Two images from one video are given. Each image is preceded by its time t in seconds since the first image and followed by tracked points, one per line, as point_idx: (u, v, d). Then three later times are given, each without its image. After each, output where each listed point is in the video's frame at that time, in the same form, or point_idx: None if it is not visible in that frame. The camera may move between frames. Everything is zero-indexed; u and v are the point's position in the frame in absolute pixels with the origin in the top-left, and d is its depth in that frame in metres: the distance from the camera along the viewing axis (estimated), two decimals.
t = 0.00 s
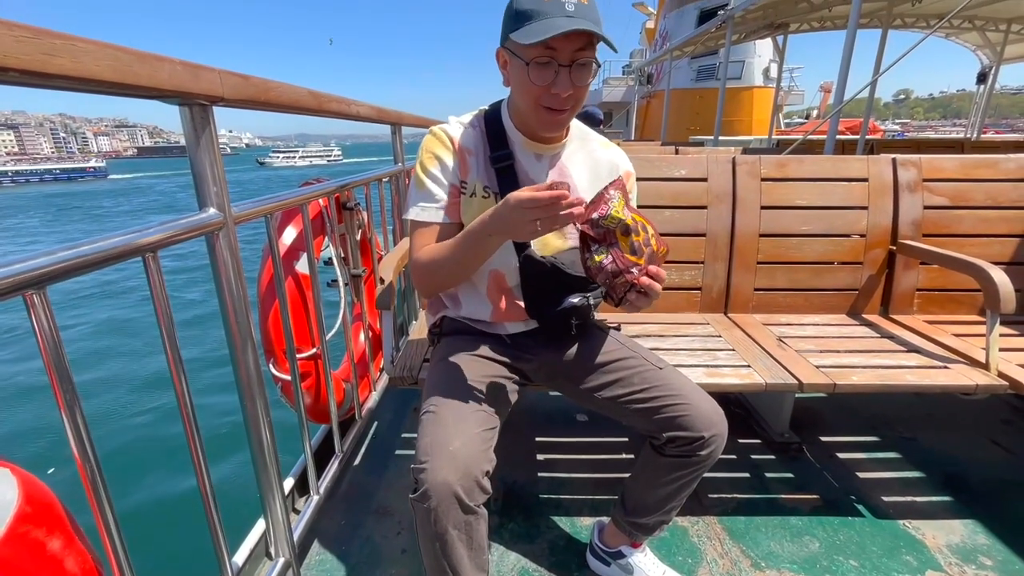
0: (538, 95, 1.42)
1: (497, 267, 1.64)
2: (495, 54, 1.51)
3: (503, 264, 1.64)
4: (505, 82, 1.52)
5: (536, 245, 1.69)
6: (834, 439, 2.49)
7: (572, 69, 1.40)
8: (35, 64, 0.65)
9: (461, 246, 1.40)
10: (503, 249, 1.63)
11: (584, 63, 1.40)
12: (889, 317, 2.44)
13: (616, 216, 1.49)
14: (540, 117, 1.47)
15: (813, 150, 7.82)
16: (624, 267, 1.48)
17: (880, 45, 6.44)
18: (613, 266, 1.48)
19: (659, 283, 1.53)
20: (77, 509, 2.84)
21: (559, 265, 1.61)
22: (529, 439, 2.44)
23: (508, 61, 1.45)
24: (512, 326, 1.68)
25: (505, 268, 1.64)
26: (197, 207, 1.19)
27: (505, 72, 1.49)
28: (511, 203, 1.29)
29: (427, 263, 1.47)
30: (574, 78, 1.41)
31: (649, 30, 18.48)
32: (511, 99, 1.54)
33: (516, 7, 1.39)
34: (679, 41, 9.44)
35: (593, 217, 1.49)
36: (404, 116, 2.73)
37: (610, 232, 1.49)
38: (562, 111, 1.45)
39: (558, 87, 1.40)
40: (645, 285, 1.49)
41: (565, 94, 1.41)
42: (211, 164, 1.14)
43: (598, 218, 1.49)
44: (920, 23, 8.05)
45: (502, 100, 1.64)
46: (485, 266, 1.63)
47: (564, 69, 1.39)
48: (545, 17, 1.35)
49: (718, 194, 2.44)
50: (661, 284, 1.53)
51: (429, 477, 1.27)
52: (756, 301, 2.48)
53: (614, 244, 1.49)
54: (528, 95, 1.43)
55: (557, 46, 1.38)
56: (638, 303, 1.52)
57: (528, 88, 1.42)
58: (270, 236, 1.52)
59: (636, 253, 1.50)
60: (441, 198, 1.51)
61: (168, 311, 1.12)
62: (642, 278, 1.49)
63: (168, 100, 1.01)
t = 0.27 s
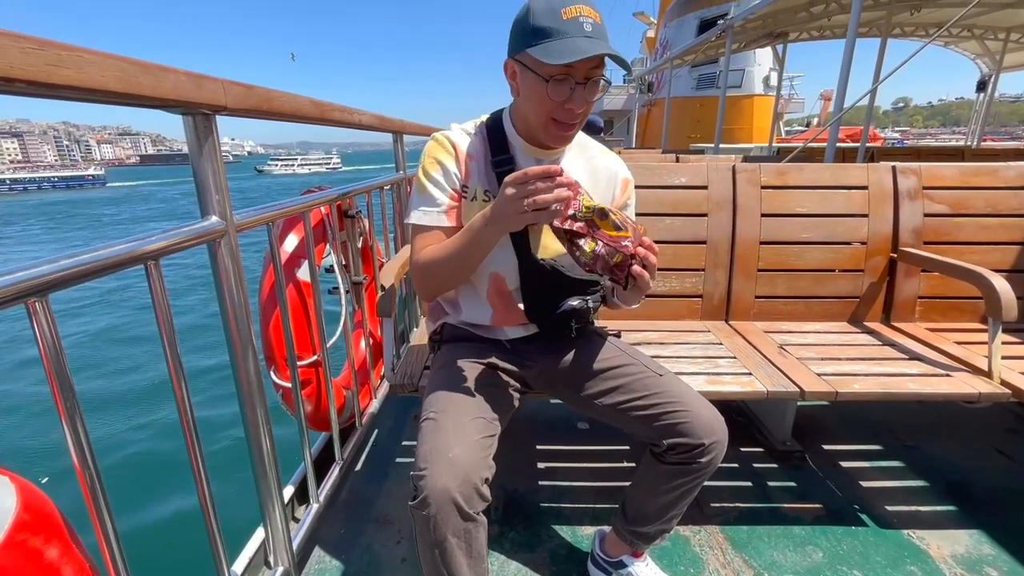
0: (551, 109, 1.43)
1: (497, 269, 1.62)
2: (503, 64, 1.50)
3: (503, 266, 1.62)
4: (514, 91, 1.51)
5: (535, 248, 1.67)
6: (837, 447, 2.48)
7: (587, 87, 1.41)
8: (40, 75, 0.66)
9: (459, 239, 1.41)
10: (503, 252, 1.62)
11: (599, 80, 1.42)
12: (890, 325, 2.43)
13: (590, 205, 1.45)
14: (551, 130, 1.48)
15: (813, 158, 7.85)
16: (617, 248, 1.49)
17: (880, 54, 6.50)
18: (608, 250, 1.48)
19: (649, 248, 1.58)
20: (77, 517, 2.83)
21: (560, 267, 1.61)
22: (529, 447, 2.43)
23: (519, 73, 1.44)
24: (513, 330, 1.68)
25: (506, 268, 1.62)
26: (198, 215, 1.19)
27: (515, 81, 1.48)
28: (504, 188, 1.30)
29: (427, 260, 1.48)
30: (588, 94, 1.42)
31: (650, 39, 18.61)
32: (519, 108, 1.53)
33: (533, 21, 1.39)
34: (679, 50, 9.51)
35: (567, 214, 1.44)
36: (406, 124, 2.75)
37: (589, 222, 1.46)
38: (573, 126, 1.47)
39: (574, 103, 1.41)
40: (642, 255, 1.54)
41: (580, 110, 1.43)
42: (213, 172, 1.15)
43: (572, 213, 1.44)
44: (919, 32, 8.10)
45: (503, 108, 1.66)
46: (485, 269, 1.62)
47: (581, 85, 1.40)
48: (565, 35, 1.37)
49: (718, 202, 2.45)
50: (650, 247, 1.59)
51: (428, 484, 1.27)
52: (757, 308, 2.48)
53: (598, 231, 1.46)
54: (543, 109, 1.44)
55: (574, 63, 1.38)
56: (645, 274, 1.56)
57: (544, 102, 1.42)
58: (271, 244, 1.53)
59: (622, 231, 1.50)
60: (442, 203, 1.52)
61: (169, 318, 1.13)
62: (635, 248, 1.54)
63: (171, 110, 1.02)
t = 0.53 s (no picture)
0: (563, 120, 1.43)
1: (499, 277, 1.63)
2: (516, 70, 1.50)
3: (506, 274, 1.63)
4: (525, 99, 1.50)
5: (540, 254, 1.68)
6: (840, 454, 2.47)
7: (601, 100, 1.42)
8: (48, 81, 0.66)
9: (459, 245, 1.41)
10: (507, 259, 1.62)
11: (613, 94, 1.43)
12: (893, 331, 2.42)
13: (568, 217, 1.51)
14: (561, 141, 1.48)
15: (814, 164, 7.86)
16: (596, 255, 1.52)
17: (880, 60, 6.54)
18: (586, 258, 1.51)
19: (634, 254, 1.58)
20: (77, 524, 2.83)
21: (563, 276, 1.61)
22: (532, 453, 2.42)
23: (532, 80, 1.44)
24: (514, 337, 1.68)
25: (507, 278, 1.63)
26: (202, 220, 1.20)
27: (528, 89, 1.48)
28: (511, 198, 1.30)
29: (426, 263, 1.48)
30: (601, 108, 1.43)
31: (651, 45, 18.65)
32: (529, 116, 1.53)
33: (551, 29, 1.39)
34: (680, 57, 9.55)
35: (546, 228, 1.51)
36: (408, 130, 2.75)
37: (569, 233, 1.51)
38: (582, 137, 1.48)
39: (586, 115, 1.42)
40: (621, 259, 1.53)
41: (591, 123, 1.44)
42: (217, 178, 1.16)
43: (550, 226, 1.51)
44: (919, 39, 8.13)
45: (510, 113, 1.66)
46: (487, 276, 1.63)
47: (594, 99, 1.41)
48: (584, 48, 1.38)
49: (720, 207, 2.45)
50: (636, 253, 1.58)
51: (430, 490, 1.26)
52: (760, 314, 2.47)
53: (576, 240, 1.51)
54: (554, 119, 1.44)
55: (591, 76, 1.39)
56: (628, 280, 1.54)
57: (555, 112, 1.43)
58: (275, 248, 1.53)
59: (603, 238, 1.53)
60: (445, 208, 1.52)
61: (173, 323, 1.13)
62: (615, 253, 1.54)
63: (176, 115, 1.03)
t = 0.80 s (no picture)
0: (566, 128, 1.44)
1: (503, 282, 1.63)
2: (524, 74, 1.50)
3: (509, 278, 1.63)
4: (532, 102, 1.51)
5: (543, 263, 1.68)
6: (843, 459, 2.46)
7: (605, 111, 1.42)
8: (54, 84, 0.66)
9: (476, 247, 1.39)
10: (511, 265, 1.62)
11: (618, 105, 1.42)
12: (896, 335, 2.42)
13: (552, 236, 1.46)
14: (563, 147, 1.49)
15: (815, 168, 7.88)
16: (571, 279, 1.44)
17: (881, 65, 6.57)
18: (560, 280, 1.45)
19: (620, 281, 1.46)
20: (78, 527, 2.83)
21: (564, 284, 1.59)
22: (533, 458, 2.41)
23: (539, 86, 1.44)
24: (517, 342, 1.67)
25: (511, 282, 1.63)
26: (206, 224, 1.20)
27: (535, 93, 1.48)
28: (551, 205, 1.33)
29: (433, 262, 1.44)
30: (604, 118, 1.43)
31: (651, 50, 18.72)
32: (535, 120, 1.53)
33: (558, 37, 1.39)
34: (680, 62, 9.60)
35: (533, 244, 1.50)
36: (410, 134, 2.76)
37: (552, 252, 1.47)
38: (585, 146, 1.48)
39: (589, 125, 1.42)
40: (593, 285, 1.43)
41: (594, 132, 1.44)
42: (221, 182, 1.16)
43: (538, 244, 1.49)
44: (919, 44, 8.15)
45: (517, 118, 1.66)
46: (491, 281, 1.63)
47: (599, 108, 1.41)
48: (590, 58, 1.38)
49: (722, 211, 2.45)
50: (622, 281, 1.46)
51: (432, 495, 1.26)
52: (762, 317, 2.47)
53: (557, 261, 1.46)
54: (557, 126, 1.45)
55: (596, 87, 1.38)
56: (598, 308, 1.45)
57: (558, 119, 1.43)
58: (277, 252, 1.54)
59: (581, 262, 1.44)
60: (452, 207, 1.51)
61: (176, 326, 1.13)
62: (589, 281, 1.44)
63: (181, 120, 1.03)
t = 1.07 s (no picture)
0: (546, 111, 1.44)
1: (503, 290, 1.63)
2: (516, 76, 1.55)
3: (509, 286, 1.63)
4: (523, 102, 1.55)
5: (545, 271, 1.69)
6: (845, 462, 2.45)
7: (581, 87, 1.41)
8: (56, 86, 0.66)
9: (472, 263, 1.39)
10: (511, 273, 1.62)
11: (595, 82, 1.41)
12: (898, 338, 2.41)
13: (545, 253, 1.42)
14: (547, 133, 1.47)
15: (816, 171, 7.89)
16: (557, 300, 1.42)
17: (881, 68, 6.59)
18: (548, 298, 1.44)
19: (608, 308, 1.41)
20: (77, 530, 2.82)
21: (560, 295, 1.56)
22: (534, 461, 2.41)
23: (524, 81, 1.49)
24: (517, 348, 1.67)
25: (512, 290, 1.64)
26: (207, 226, 1.20)
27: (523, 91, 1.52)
28: (544, 229, 1.31)
29: (431, 276, 1.45)
30: (582, 95, 1.41)
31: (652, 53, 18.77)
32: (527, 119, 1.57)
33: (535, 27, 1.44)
34: (681, 65, 9.62)
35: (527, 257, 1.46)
36: (412, 137, 2.76)
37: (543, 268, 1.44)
38: (568, 128, 1.45)
39: (564, 101, 1.42)
40: (577, 311, 1.40)
41: (572, 110, 1.42)
42: (222, 184, 1.16)
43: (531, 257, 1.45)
44: (920, 47, 8.17)
45: (517, 122, 1.66)
46: (492, 289, 1.63)
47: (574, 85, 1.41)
48: (560, 33, 1.36)
49: (723, 214, 2.45)
50: (609, 308, 1.41)
51: (432, 498, 1.25)
52: (763, 320, 2.47)
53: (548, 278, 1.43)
54: (538, 111, 1.45)
55: (567, 63, 1.40)
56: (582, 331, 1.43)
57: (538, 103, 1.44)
58: (279, 254, 1.54)
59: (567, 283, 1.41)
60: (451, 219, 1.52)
61: (176, 328, 1.13)
62: (575, 305, 1.40)
63: (182, 121, 1.03)
